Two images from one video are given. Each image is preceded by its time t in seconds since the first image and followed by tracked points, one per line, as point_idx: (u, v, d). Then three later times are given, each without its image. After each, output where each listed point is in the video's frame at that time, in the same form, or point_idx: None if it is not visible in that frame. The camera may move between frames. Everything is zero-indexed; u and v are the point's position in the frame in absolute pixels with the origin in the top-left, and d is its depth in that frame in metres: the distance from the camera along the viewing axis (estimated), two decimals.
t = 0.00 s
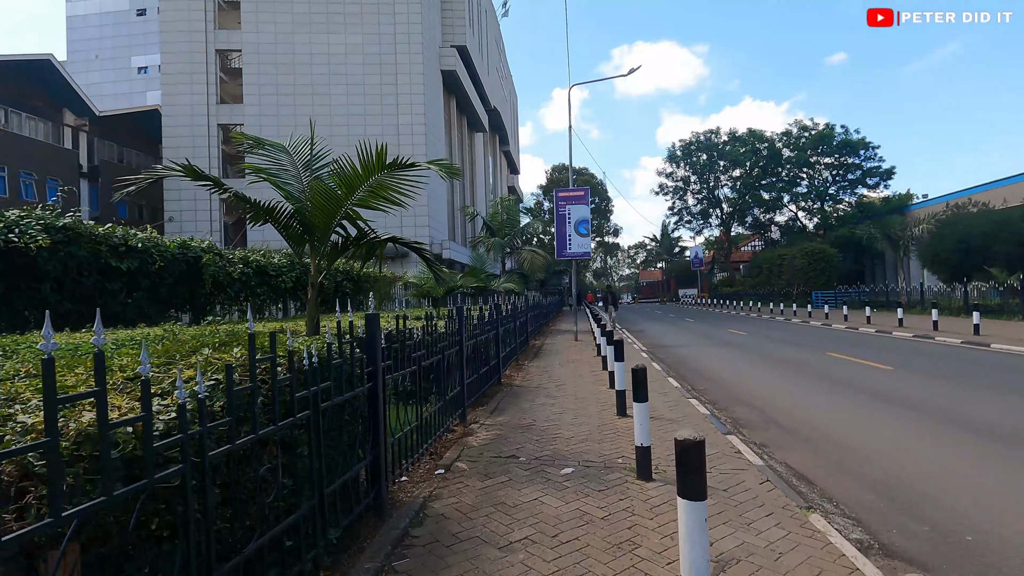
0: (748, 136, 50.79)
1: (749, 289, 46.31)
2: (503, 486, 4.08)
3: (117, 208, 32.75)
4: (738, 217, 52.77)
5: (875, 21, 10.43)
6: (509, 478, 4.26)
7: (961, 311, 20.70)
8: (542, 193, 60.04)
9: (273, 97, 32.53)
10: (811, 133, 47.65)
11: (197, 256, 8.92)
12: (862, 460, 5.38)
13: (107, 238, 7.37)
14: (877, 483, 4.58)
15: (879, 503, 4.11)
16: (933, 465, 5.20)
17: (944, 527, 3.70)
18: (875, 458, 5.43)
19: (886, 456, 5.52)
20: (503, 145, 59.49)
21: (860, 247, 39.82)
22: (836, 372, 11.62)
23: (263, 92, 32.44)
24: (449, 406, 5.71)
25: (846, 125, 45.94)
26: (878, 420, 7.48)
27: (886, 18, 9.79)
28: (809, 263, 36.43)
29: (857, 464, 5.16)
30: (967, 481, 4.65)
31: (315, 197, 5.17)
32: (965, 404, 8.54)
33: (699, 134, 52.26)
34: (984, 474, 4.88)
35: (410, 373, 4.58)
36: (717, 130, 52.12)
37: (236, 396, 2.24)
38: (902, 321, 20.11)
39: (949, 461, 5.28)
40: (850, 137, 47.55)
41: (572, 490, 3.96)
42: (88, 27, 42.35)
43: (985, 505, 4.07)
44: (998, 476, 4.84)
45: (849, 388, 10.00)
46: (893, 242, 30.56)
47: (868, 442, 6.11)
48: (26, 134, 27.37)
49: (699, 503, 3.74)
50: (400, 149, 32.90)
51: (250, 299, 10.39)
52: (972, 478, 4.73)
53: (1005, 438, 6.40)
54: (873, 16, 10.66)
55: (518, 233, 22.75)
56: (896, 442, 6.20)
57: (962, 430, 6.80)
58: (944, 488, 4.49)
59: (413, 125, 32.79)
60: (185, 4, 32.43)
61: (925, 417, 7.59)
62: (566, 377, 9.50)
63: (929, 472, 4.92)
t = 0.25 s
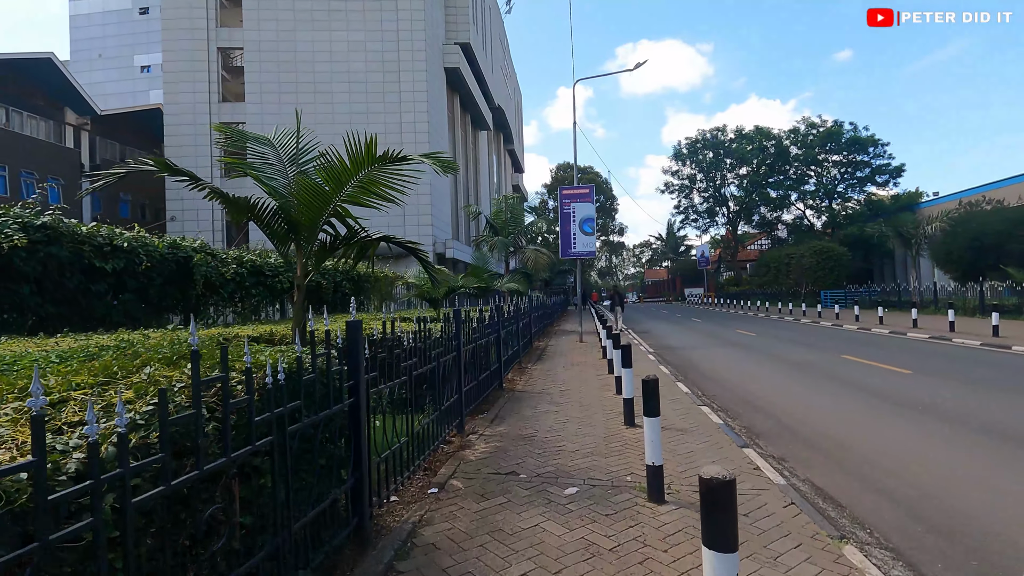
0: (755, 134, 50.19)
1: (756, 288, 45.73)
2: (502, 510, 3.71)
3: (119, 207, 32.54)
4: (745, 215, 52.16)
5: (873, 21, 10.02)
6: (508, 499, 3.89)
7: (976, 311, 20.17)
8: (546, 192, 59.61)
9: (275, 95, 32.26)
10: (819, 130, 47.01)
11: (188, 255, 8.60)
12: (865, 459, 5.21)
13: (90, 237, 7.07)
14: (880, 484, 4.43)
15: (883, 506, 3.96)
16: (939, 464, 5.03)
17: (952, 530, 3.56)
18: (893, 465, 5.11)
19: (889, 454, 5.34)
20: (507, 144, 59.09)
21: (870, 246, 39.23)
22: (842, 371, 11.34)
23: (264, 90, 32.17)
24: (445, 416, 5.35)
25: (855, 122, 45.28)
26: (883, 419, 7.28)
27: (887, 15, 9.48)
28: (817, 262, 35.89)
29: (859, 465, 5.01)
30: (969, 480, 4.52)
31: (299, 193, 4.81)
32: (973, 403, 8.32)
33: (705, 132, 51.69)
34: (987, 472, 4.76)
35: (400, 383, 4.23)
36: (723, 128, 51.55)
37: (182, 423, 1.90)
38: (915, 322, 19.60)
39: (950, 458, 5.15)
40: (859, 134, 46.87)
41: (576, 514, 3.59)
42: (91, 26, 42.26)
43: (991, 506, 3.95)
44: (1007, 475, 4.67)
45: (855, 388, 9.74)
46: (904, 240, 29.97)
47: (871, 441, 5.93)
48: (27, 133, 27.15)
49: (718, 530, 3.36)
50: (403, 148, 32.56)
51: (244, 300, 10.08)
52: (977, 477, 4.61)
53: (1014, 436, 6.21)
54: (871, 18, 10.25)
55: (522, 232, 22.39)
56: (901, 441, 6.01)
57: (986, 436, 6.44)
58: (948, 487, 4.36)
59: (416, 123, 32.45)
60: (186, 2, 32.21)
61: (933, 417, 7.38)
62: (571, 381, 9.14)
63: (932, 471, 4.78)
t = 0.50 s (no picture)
0: (760, 134, 49.70)
1: (762, 290, 45.24)
2: (505, 544, 3.36)
3: (121, 208, 32.28)
4: (751, 216, 51.61)
5: (873, 21, 9.66)
6: (512, 530, 3.55)
7: (990, 314, 19.70)
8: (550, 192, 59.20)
9: (277, 95, 32.04)
10: (826, 130, 46.47)
11: (181, 259, 8.30)
12: (872, 461, 5.22)
13: (75, 239, 6.79)
14: (888, 488, 4.48)
15: (895, 515, 3.97)
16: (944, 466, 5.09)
17: (967, 538, 3.61)
18: (921, 480, 4.78)
19: (905, 462, 5.16)
20: (511, 145, 58.73)
21: (878, 247, 38.71)
22: (848, 374, 11.24)
23: (266, 91, 31.97)
24: (445, 432, 5.03)
25: (863, 121, 44.74)
26: (888, 420, 7.27)
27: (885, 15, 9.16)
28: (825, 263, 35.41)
29: (866, 468, 5.04)
30: (973, 481, 4.61)
31: (289, 195, 4.49)
32: (977, 404, 8.31)
33: (711, 132, 51.24)
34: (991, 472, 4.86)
35: (396, 401, 3.88)
36: (729, 128, 51.10)
37: (117, 475, 1.60)
38: (928, 325, 19.14)
39: (951, 457, 5.25)
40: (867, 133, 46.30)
41: (589, 549, 3.25)
42: (94, 27, 42.20)
43: None
44: None
45: (860, 390, 9.66)
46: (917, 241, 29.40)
47: (887, 448, 5.73)
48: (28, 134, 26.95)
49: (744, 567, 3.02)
50: (405, 149, 32.29)
51: (240, 304, 9.78)
52: (980, 477, 4.73)
53: (1017, 437, 6.26)
54: (872, 17, 9.89)
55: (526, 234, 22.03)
56: (906, 442, 6.03)
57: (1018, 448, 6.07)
58: (953, 490, 4.44)
59: (419, 123, 32.17)
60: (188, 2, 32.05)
61: (937, 419, 7.37)
62: (577, 389, 8.80)
63: (938, 473, 4.84)
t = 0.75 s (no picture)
0: (765, 135, 49.33)
1: (767, 292, 44.84)
2: (509, 572, 3.02)
3: (121, 209, 32.03)
4: (755, 218, 51.20)
5: (873, 21, 9.33)
6: (516, 556, 3.21)
7: (1002, 317, 19.29)
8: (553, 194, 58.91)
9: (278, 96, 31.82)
10: (831, 131, 46.08)
11: (171, 260, 8.00)
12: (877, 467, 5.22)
13: (57, 238, 6.50)
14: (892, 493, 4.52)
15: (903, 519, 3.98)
16: (947, 471, 5.13)
17: (977, 542, 3.61)
18: (956, 497, 4.44)
19: (936, 477, 4.82)
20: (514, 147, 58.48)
21: (884, 249, 38.30)
22: (863, 380, 10.87)
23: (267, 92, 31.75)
24: (443, 443, 4.71)
25: (868, 122, 44.34)
26: (890, 426, 7.26)
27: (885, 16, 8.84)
28: (831, 265, 35.02)
29: (869, 473, 5.06)
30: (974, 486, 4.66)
31: (274, 188, 4.16)
32: (975, 408, 8.35)
33: (715, 133, 50.88)
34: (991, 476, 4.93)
35: (389, 414, 3.55)
36: (733, 129, 50.76)
37: (18, 523, 1.32)
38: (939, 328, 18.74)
39: (985, 473, 4.90)
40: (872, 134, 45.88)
41: None
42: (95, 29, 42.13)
43: None
44: None
45: (864, 395, 9.60)
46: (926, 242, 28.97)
47: (914, 461, 5.39)
48: (27, 135, 26.74)
49: None
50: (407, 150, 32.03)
51: (234, 306, 9.47)
52: (981, 481, 4.80)
53: None
54: (871, 17, 9.56)
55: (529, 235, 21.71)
56: (908, 448, 6.06)
57: None
58: (955, 494, 4.50)
59: (420, 124, 31.91)
60: (189, 3, 31.86)
61: (939, 423, 7.37)
62: (582, 394, 8.48)
63: (941, 479, 4.88)
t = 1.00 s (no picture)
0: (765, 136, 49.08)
1: (767, 293, 44.55)
2: None
3: (116, 210, 31.68)
4: (756, 219, 50.92)
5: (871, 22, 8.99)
6: None
7: (1008, 320, 18.99)
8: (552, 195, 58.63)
9: (275, 96, 31.51)
10: (832, 132, 45.84)
11: (155, 263, 7.65)
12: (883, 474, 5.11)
13: (30, 240, 6.19)
14: (903, 502, 4.41)
15: (915, 530, 3.89)
16: (959, 481, 5.01)
17: (995, 557, 3.49)
18: (987, 517, 4.13)
19: (963, 496, 4.50)
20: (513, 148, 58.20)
21: (886, 250, 38.04)
22: (872, 385, 10.54)
23: (264, 91, 31.43)
24: (435, 460, 4.37)
25: (869, 123, 44.10)
26: (889, 425, 7.23)
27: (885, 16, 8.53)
28: (833, 266, 34.72)
29: (873, 479, 4.96)
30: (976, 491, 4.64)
31: (249, 186, 3.83)
32: (970, 409, 8.34)
33: (715, 134, 50.62)
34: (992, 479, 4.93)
35: (372, 434, 3.22)
36: (733, 129, 50.51)
37: None
38: (944, 331, 18.44)
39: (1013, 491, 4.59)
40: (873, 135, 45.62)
41: None
42: (92, 28, 41.81)
43: None
44: None
45: (874, 401, 9.28)
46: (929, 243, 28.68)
47: (936, 476, 5.07)
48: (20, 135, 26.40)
49: None
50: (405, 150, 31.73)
51: (223, 310, 9.14)
52: (983, 485, 4.79)
53: None
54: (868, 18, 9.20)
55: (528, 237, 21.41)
56: (917, 455, 5.90)
57: None
58: (984, 514, 4.19)
59: (419, 124, 31.60)
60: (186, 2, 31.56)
61: (934, 423, 7.35)
62: (583, 402, 8.14)
63: (943, 482, 4.87)
